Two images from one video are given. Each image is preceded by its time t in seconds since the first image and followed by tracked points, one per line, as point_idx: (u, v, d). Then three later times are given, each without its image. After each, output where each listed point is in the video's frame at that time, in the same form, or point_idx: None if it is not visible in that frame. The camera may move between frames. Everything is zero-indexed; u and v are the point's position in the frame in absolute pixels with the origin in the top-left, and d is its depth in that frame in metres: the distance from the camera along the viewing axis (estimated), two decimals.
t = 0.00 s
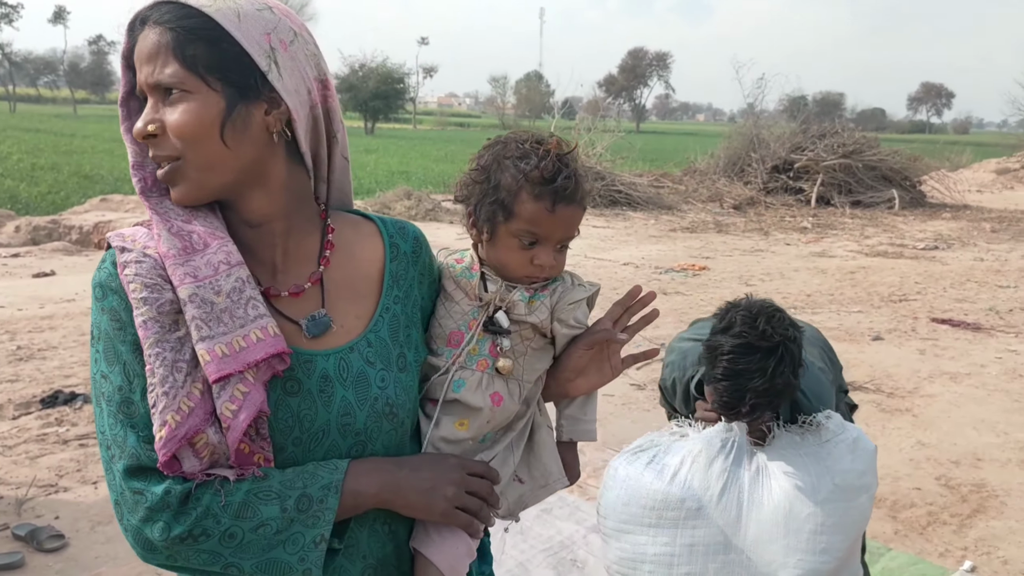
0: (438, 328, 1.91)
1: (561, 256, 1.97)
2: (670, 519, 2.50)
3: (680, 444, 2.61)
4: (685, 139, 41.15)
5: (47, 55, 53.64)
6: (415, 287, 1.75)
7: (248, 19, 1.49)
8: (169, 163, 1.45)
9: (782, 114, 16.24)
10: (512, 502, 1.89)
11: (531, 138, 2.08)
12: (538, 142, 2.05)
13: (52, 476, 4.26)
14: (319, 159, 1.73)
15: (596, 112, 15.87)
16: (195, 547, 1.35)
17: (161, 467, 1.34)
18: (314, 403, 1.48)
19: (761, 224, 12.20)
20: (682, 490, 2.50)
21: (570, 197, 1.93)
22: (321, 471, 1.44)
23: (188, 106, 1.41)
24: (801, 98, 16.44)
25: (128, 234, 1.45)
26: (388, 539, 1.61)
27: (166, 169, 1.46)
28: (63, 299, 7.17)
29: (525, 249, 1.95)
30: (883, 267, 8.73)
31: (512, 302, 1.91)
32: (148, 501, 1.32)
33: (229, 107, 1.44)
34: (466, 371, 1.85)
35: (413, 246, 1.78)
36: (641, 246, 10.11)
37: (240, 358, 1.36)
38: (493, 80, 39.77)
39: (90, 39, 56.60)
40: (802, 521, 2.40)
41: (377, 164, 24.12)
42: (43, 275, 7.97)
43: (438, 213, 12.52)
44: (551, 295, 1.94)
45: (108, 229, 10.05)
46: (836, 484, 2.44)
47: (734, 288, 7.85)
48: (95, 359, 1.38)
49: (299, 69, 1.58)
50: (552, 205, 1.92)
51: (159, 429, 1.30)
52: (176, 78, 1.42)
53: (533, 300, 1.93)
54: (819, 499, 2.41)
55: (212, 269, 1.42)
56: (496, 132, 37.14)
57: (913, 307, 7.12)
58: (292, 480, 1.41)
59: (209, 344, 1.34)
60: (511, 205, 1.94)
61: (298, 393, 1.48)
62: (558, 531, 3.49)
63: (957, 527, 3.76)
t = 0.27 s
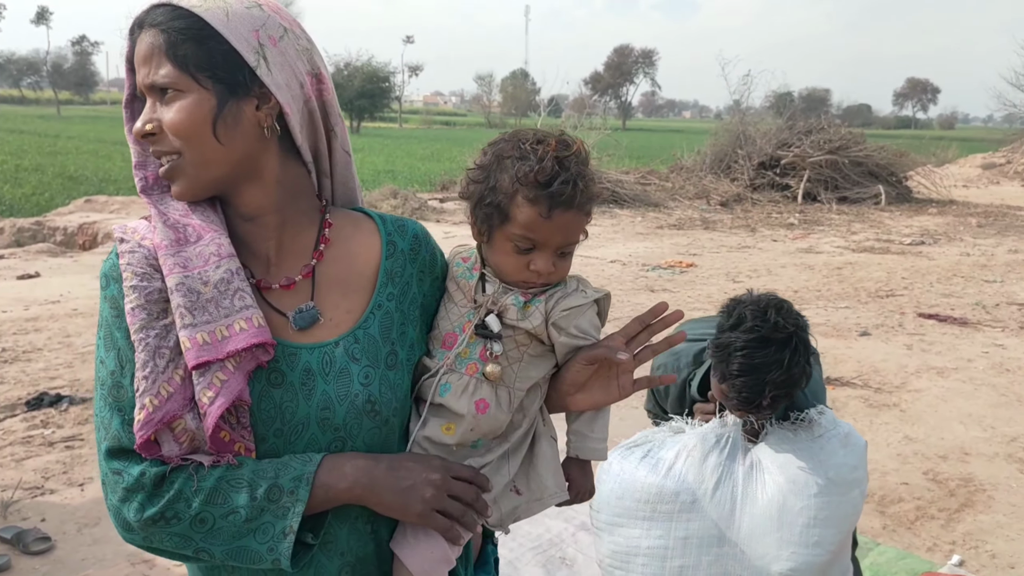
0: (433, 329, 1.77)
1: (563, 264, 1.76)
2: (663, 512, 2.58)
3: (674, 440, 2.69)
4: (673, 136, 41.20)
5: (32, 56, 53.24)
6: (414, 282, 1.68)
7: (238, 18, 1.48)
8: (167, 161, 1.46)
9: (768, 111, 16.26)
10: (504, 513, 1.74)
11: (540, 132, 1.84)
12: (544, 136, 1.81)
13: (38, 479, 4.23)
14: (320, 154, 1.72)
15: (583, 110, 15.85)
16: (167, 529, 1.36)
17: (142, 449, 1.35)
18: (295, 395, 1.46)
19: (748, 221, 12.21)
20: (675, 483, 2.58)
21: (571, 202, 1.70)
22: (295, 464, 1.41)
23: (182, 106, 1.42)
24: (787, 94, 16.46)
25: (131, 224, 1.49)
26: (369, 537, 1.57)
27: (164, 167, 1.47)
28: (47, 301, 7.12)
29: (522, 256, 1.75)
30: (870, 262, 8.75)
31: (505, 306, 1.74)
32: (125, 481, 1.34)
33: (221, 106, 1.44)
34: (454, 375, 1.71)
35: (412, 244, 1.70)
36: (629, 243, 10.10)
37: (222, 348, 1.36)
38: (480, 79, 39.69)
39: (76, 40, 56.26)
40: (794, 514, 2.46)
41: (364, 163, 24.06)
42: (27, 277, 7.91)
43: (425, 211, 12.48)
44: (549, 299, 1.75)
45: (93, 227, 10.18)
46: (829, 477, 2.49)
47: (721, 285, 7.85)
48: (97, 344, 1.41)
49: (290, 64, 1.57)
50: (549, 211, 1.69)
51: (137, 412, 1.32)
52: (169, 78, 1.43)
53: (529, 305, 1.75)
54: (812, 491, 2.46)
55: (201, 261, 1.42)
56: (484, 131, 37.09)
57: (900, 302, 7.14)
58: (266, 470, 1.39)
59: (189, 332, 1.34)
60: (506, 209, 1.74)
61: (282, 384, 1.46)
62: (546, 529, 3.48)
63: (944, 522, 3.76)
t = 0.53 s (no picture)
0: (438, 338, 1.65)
1: (566, 283, 1.56)
2: (644, 502, 2.60)
3: (654, 431, 2.71)
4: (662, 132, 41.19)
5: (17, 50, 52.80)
6: (425, 285, 1.58)
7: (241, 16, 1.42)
8: (173, 162, 1.40)
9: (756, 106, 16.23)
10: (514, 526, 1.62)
11: (549, 138, 1.61)
12: (551, 143, 1.58)
13: (19, 476, 4.15)
14: (327, 152, 1.65)
15: (570, 104, 15.79)
16: (169, 520, 1.27)
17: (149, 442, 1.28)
18: (301, 397, 1.39)
19: (736, 216, 12.18)
20: (654, 473, 2.60)
21: (570, 220, 1.49)
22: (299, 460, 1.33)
23: (186, 107, 1.36)
24: (776, 89, 16.44)
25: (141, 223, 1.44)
26: (378, 545, 1.51)
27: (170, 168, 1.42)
28: (29, 296, 7.03)
29: (519, 276, 1.56)
30: (858, 258, 8.73)
31: (500, 321, 1.58)
32: (132, 472, 1.27)
33: (226, 106, 1.38)
34: (449, 390, 1.56)
35: (419, 243, 1.60)
36: (616, 239, 10.06)
37: (231, 349, 1.30)
38: (469, 74, 39.58)
39: (61, 33, 55.77)
40: (773, 501, 2.48)
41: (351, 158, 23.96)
42: (8, 272, 7.81)
43: (412, 207, 12.40)
44: (547, 314, 1.57)
45: (75, 222, 10.15)
46: (810, 466, 2.50)
47: (709, 281, 7.82)
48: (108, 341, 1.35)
49: (295, 63, 1.49)
50: (544, 230, 1.50)
51: (146, 406, 1.25)
52: (172, 78, 1.37)
53: (527, 320, 1.58)
54: (792, 480, 2.48)
55: (213, 261, 1.37)
56: (473, 126, 36.99)
57: (889, 298, 7.11)
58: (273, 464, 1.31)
59: (198, 331, 1.28)
60: (501, 226, 1.56)
61: (290, 386, 1.39)
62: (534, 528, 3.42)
63: (934, 520, 3.73)
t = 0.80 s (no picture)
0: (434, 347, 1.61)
1: (558, 310, 1.53)
2: (642, 497, 2.59)
3: (651, 427, 2.70)
4: (657, 129, 41.17)
5: (10, 49, 52.66)
6: (431, 285, 1.56)
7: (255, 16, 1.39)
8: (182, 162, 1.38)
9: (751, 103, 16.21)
10: (513, 531, 1.57)
11: (541, 160, 1.52)
12: (543, 170, 1.50)
13: (11, 478, 4.12)
14: (334, 153, 1.61)
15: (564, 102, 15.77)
16: (224, 497, 1.21)
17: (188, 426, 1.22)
18: (313, 399, 1.36)
19: (731, 214, 12.16)
20: (652, 468, 2.59)
21: (560, 260, 1.46)
22: (347, 432, 1.30)
23: (198, 107, 1.34)
24: (770, 86, 16.42)
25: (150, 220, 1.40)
26: (393, 548, 1.50)
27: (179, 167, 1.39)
28: (20, 297, 6.99)
29: (511, 303, 1.53)
30: (853, 256, 8.72)
31: (489, 339, 1.54)
32: (180, 452, 1.20)
33: (236, 107, 1.36)
34: (439, 402, 1.51)
35: (422, 245, 1.57)
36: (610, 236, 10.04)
37: (259, 342, 1.27)
38: (463, 72, 39.53)
39: (54, 32, 55.61)
40: (770, 493, 2.45)
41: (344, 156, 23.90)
42: None
43: (406, 205, 12.38)
44: (538, 335, 1.55)
45: (67, 221, 10.12)
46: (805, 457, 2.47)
47: (704, 279, 7.80)
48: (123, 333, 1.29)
49: (306, 64, 1.46)
50: (534, 268, 1.47)
51: (184, 391, 1.20)
52: (185, 78, 1.34)
53: (518, 340, 1.55)
54: (788, 471, 2.45)
55: (233, 256, 1.34)
56: (468, 124, 36.95)
57: (884, 296, 7.09)
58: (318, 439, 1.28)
59: (225, 323, 1.25)
60: (491, 254, 1.52)
61: (304, 386, 1.36)
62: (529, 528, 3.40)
63: (931, 518, 3.71)
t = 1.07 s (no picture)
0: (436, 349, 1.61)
1: (561, 312, 1.53)
2: (633, 499, 2.58)
3: (642, 429, 2.70)
4: (656, 131, 41.17)
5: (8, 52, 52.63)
6: (430, 286, 1.55)
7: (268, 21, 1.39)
8: (192, 162, 1.38)
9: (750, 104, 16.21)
10: (519, 528, 1.59)
11: (535, 166, 1.53)
12: (537, 175, 1.50)
13: (10, 481, 4.11)
14: (339, 156, 1.61)
15: (564, 104, 15.77)
16: (236, 500, 1.22)
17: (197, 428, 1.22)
18: (318, 397, 1.36)
19: (731, 215, 12.16)
20: (642, 471, 2.58)
21: (565, 262, 1.46)
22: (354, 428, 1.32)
23: (210, 109, 1.34)
24: (769, 87, 16.42)
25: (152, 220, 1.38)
26: (396, 545, 1.49)
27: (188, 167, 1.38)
28: (20, 300, 6.99)
29: (515, 306, 1.53)
30: (854, 257, 8.71)
31: (495, 343, 1.55)
32: (192, 455, 1.20)
33: (247, 109, 1.36)
34: (441, 404, 1.52)
35: (425, 246, 1.56)
36: (611, 238, 10.04)
37: (266, 343, 1.26)
38: (462, 74, 39.55)
39: (51, 35, 55.55)
40: (761, 496, 2.46)
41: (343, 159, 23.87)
42: None
43: (405, 207, 12.37)
44: (544, 338, 1.55)
45: (66, 224, 10.08)
46: (796, 460, 2.49)
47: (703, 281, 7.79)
48: (125, 335, 1.27)
49: (317, 70, 1.46)
50: (539, 270, 1.47)
51: (191, 394, 1.20)
52: (197, 80, 1.34)
53: (523, 344, 1.55)
54: (780, 474, 2.47)
55: (236, 257, 1.32)
56: (467, 127, 36.94)
57: (885, 297, 7.09)
58: (324, 439, 1.29)
59: (231, 325, 1.23)
60: (495, 256, 1.52)
61: (308, 386, 1.36)
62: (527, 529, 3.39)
63: (931, 519, 3.71)
